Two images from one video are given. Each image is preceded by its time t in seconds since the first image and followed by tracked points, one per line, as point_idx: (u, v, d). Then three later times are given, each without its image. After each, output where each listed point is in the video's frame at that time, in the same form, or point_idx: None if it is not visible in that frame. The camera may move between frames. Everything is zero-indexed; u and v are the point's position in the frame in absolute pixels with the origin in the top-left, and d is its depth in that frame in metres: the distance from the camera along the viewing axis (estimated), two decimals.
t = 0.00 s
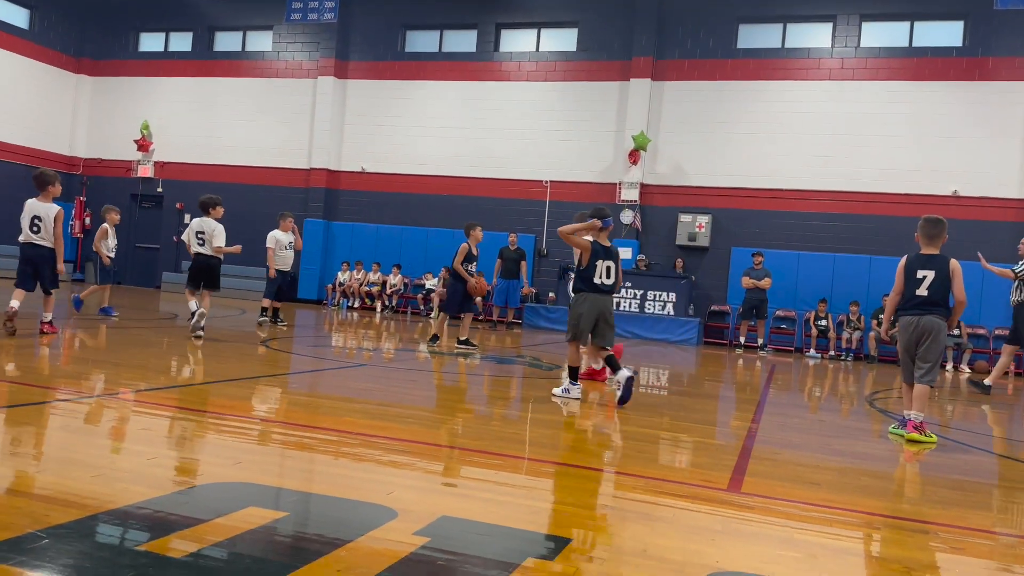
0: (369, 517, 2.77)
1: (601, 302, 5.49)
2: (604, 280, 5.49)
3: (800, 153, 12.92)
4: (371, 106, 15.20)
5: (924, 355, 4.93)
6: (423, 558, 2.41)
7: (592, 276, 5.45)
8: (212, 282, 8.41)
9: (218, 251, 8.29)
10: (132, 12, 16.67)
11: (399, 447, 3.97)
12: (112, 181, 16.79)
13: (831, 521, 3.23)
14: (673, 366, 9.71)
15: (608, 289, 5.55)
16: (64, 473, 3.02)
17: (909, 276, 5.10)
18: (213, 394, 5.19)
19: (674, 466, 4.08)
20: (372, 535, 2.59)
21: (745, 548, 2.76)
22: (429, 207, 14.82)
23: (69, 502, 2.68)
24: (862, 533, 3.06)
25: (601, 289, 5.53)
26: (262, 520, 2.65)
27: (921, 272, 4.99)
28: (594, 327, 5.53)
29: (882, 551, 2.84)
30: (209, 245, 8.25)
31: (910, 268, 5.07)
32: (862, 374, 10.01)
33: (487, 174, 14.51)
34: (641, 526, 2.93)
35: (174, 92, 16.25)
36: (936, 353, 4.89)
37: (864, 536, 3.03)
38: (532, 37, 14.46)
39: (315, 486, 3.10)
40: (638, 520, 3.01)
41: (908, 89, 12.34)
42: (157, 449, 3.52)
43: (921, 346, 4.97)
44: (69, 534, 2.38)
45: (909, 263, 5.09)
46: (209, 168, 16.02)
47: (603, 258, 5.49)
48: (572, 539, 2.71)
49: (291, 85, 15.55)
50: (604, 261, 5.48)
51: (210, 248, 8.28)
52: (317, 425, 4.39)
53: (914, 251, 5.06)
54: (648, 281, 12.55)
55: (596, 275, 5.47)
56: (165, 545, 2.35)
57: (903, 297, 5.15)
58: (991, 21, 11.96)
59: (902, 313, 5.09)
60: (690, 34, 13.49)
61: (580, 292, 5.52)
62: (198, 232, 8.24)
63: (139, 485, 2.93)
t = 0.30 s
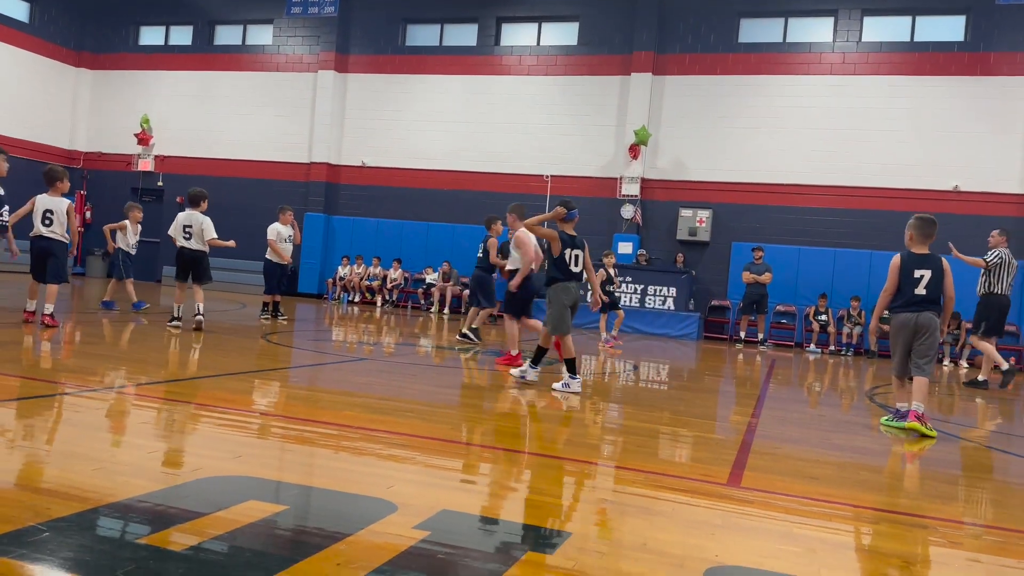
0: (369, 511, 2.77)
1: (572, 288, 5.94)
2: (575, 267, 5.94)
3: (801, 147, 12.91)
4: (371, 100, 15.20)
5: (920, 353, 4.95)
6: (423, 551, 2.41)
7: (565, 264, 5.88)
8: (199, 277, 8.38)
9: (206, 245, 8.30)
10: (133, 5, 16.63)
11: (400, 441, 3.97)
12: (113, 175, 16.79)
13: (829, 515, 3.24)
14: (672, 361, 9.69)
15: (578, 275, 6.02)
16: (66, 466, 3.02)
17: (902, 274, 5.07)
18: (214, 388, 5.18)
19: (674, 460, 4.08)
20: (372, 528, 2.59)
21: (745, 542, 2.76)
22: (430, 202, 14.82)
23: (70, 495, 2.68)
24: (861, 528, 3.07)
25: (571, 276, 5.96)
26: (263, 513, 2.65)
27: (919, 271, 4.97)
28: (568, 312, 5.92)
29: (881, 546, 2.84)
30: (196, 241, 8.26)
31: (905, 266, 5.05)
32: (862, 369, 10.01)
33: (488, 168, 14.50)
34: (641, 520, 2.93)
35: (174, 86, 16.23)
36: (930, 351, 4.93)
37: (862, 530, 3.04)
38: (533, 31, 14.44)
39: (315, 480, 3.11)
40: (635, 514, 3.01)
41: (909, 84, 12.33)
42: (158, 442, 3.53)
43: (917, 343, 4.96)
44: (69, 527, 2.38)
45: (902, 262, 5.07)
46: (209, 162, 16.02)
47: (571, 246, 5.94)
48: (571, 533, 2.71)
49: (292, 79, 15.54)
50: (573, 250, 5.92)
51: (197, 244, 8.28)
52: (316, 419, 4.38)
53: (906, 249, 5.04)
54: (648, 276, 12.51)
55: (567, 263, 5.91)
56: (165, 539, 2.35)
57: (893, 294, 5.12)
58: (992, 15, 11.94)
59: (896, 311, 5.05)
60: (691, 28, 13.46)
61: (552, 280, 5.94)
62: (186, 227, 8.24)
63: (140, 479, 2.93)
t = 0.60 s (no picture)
0: (369, 507, 2.78)
1: (537, 283, 5.95)
2: (541, 262, 5.93)
3: (801, 144, 12.91)
4: (371, 96, 15.19)
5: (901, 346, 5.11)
6: (423, 547, 2.42)
7: (531, 257, 5.86)
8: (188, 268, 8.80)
9: (194, 237, 8.70)
10: (133, 1, 16.62)
11: (400, 437, 3.97)
12: (113, 171, 16.79)
13: (829, 511, 3.24)
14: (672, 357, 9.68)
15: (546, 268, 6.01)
16: (66, 462, 3.03)
17: (884, 267, 5.16)
18: (214, 384, 5.19)
19: (673, 456, 4.09)
20: (373, 524, 2.60)
21: (744, 538, 2.77)
22: (430, 198, 14.82)
23: (71, 491, 2.69)
24: (859, 523, 3.08)
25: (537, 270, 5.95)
26: (262, 509, 2.65)
27: (902, 265, 5.11)
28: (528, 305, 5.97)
29: (881, 543, 2.84)
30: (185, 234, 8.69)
31: (889, 260, 5.13)
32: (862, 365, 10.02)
33: (488, 164, 14.50)
34: (641, 516, 2.93)
35: (175, 82, 16.22)
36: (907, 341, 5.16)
37: (860, 526, 3.04)
38: (533, 27, 14.42)
39: (314, 476, 3.11)
40: (635, 510, 3.01)
41: (910, 80, 12.33)
42: (159, 438, 3.53)
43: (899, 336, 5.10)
44: (70, 523, 2.39)
45: (885, 256, 5.14)
46: (210, 158, 16.02)
47: (540, 241, 5.94)
48: (571, 529, 2.71)
49: (292, 75, 15.53)
50: (540, 245, 5.92)
51: (187, 236, 8.71)
52: (316, 415, 4.38)
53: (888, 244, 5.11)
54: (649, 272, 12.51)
55: (535, 258, 5.90)
56: (166, 534, 2.36)
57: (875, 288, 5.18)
58: (993, 11, 11.93)
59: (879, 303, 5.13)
60: (692, 24, 13.45)
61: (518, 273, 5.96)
62: (176, 220, 8.66)
63: (141, 474, 2.94)
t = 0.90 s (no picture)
0: (369, 504, 2.77)
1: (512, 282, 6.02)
2: (516, 260, 6.01)
3: (801, 142, 12.91)
4: (371, 93, 15.19)
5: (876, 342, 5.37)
6: (423, 544, 2.41)
7: (506, 257, 5.95)
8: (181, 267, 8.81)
9: (187, 236, 8.74)
10: None
11: (399, 434, 3.96)
12: (112, 168, 16.78)
13: (827, 509, 3.24)
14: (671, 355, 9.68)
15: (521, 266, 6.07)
16: (66, 459, 3.03)
17: (863, 267, 5.32)
18: (213, 381, 5.19)
19: (673, 454, 4.09)
20: (372, 521, 2.60)
21: (744, 536, 2.77)
22: (430, 195, 14.83)
23: (70, 488, 2.68)
24: (859, 521, 3.08)
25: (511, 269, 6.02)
26: (262, 506, 2.65)
27: (882, 265, 5.27)
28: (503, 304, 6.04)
29: (880, 540, 2.84)
30: (179, 233, 8.70)
31: (869, 260, 5.28)
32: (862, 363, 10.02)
33: (488, 162, 14.51)
34: (639, 513, 2.93)
35: (174, 79, 16.22)
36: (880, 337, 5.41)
37: (859, 524, 3.04)
38: (533, 24, 14.41)
39: (313, 473, 3.11)
40: (632, 507, 3.01)
41: (910, 77, 12.33)
42: (159, 435, 3.53)
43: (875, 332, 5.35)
44: (70, 520, 2.38)
45: (865, 256, 5.28)
46: (209, 155, 16.01)
47: (514, 241, 5.99)
48: (571, 526, 2.71)
49: (291, 73, 15.52)
50: (515, 244, 5.98)
51: (179, 235, 8.72)
52: (315, 412, 4.38)
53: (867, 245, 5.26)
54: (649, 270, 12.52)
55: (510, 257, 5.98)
56: (165, 532, 2.35)
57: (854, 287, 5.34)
58: (995, 8, 11.92)
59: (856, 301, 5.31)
60: (692, 22, 13.45)
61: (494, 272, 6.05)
62: (169, 219, 8.68)
63: (139, 471, 2.94)
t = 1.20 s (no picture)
0: (369, 502, 2.77)
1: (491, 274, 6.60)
2: (494, 254, 6.62)
3: (801, 141, 12.92)
4: (372, 92, 15.19)
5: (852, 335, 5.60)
6: (423, 542, 2.41)
7: (484, 251, 6.56)
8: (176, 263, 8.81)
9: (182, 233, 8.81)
10: None
11: (400, 433, 3.97)
12: (113, 166, 16.77)
13: (828, 508, 3.24)
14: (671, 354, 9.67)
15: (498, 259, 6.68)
16: (66, 457, 3.03)
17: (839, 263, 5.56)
18: (212, 379, 5.19)
19: (674, 453, 4.09)
20: (373, 520, 2.59)
21: (744, 536, 2.76)
22: (431, 194, 14.84)
23: (71, 486, 2.68)
24: (859, 520, 3.08)
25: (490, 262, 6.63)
26: (262, 504, 2.65)
27: (856, 261, 5.54)
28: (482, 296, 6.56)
29: (881, 540, 2.84)
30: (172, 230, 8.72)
31: (845, 256, 5.52)
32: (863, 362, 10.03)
33: (488, 160, 14.52)
34: (639, 512, 2.93)
35: (175, 77, 16.22)
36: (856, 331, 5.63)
37: (860, 523, 3.04)
38: (533, 23, 14.40)
39: (314, 471, 3.11)
40: (634, 506, 3.01)
41: (910, 76, 12.33)
42: (158, 433, 3.53)
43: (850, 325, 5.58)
44: (70, 518, 2.38)
45: (841, 252, 5.52)
46: (209, 154, 16.02)
47: (490, 236, 6.62)
48: (571, 525, 2.70)
49: (292, 71, 15.52)
50: (491, 239, 6.61)
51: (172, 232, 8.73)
52: (317, 411, 4.38)
53: (840, 240, 5.50)
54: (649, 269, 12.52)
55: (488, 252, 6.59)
56: (166, 529, 2.35)
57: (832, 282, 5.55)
58: (995, 8, 11.92)
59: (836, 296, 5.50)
60: (692, 20, 13.45)
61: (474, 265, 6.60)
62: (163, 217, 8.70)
63: (140, 470, 2.94)
